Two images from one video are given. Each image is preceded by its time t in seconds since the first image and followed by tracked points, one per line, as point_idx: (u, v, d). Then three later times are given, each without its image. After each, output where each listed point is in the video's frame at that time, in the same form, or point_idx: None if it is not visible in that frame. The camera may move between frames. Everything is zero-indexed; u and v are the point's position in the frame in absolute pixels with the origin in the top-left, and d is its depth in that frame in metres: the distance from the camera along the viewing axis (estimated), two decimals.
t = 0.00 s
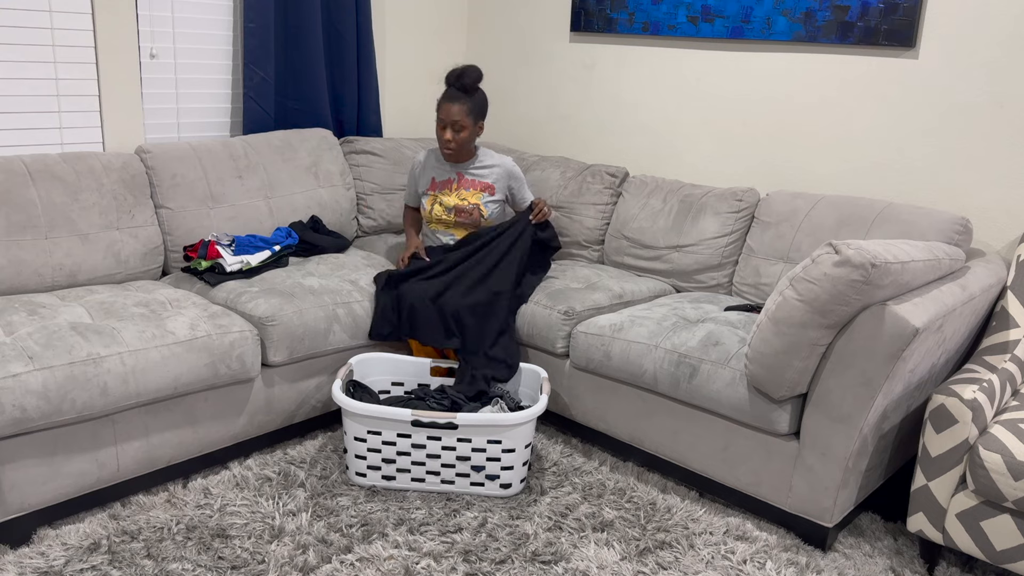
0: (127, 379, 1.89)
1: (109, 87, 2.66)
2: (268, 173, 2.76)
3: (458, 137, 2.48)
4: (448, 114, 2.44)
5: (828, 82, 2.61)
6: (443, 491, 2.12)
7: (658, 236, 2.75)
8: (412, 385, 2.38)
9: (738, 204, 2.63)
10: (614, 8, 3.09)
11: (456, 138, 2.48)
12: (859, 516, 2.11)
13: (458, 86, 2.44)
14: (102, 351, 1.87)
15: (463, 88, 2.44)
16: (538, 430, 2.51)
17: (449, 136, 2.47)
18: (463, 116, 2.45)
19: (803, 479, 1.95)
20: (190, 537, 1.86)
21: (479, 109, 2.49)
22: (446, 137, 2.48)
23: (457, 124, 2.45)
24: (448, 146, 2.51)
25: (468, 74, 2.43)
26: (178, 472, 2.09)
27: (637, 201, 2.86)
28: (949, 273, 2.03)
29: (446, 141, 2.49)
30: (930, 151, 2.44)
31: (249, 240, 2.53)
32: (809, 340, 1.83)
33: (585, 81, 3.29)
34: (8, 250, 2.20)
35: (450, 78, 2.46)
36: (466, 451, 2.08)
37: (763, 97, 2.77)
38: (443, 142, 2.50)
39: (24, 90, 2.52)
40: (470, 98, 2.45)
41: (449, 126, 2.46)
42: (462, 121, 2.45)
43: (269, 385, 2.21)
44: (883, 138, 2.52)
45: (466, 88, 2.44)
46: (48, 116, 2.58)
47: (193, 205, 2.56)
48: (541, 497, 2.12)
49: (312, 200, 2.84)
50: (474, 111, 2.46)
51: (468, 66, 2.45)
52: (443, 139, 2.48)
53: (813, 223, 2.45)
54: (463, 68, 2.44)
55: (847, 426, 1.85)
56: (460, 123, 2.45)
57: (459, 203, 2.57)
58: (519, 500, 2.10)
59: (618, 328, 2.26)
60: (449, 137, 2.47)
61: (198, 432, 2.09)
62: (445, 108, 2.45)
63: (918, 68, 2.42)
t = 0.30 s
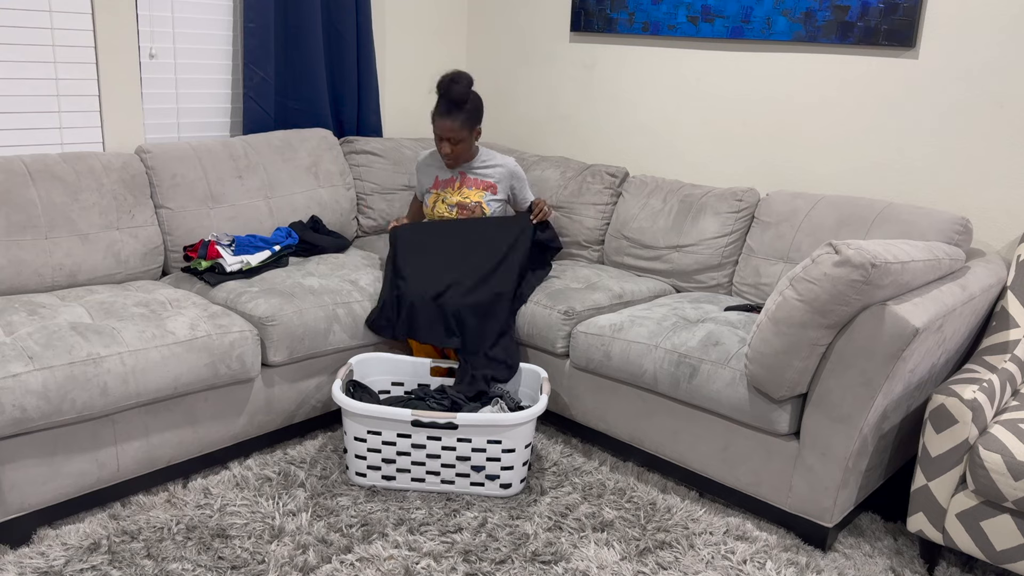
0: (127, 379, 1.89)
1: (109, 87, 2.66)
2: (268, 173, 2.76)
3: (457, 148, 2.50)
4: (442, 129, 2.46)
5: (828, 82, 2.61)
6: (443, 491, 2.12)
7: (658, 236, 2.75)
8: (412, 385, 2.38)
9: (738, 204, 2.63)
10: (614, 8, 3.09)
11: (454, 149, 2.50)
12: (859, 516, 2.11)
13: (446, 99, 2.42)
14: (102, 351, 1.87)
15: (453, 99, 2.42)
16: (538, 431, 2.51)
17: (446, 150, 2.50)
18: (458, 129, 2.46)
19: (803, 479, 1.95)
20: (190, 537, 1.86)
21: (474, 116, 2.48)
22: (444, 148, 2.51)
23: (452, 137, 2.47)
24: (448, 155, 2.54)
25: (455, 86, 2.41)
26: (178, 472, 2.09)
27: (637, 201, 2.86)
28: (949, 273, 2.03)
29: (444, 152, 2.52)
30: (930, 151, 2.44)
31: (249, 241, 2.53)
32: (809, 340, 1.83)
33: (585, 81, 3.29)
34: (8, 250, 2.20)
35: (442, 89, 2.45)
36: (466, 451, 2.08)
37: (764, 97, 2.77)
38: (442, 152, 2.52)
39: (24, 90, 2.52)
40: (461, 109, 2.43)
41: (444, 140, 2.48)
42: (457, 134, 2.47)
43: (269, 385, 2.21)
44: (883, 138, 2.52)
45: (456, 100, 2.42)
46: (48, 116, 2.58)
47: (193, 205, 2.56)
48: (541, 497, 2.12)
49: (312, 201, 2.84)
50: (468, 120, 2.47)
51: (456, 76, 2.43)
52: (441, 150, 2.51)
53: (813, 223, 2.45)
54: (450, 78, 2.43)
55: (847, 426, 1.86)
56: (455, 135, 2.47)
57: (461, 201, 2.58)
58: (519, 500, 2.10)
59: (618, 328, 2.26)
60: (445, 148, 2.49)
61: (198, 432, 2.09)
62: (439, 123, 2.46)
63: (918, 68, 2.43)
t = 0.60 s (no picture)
0: (127, 379, 1.89)
1: (109, 86, 2.66)
2: (268, 173, 2.76)
3: (462, 142, 2.51)
4: (451, 121, 2.46)
5: (828, 82, 2.61)
6: (443, 491, 2.12)
7: (658, 236, 2.75)
8: (412, 385, 2.38)
9: (738, 205, 2.63)
10: (614, 8, 3.09)
11: (461, 143, 2.50)
12: (859, 516, 2.11)
13: (453, 91, 2.45)
14: (102, 351, 1.87)
15: (458, 92, 2.45)
16: (538, 431, 2.51)
17: (453, 144, 2.49)
18: (465, 122, 2.47)
19: (803, 479, 1.95)
20: (190, 537, 1.86)
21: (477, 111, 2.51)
22: (450, 142, 2.50)
23: (460, 130, 2.47)
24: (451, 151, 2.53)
25: (461, 77, 2.44)
26: (178, 472, 2.09)
27: (637, 201, 2.86)
28: (949, 273, 2.03)
29: (448, 147, 2.51)
30: (930, 150, 2.44)
31: (249, 240, 2.53)
32: (809, 340, 1.83)
33: (585, 81, 3.29)
34: (8, 250, 2.20)
35: (443, 84, 2.47)
36: (466, 451, 2.08)
37: (764, 97, 2.77)
38: (446, 148, 2.51)
39: (23, 90, 2.51)
40: (466, 101, 2.46)
41: (451, 133, 2.48)
42: (465, 126, 2.48)
43: (269, 385, 2.21)
44: (883, 137, 2.52)
45: (461, 92, 2.45)
46: (48, 116, 2.58)
47: (193, 205, 2.56)
48: (541, 497, 2.12)
49: (312, 201, 2.84)
50: (473, 114, 2.49)
51: (458, 69, 2.45)
52: (447, 145, 2.49)
53: (813, 223, 2.45)
54: (453, 72, 2.45)
55: (847, 426, 1.85)
56: (463, 128, 2.47)
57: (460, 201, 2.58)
58: (519, 500, 2.10)
59: (618, 328, 2.26)
60: (452, 142, 2.49)
61: (198, 432, 2.09)
62: (445, 116, 2.47)
63: (918, 68, 2.43)
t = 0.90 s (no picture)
0: (127, 379, 1.89)
1: (109, 86, 2.66)
2: (267, 173, 2.76)
3: (463, 133, 2.44)
4: (457, 110, 2.40)
5: (828, 82, 2.61)
6: (443, 491, 2.12)
7: (658, 236, 2.75)
8: (412, 385, 2.38)
9: (738, 204, 2.63)
10: (614, 8, 3.08)
11: (463, 133, 2.44)
12: (859, 516, 2.11)
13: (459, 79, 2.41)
14: (102, 351, 1.87)
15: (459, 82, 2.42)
16: (538, 430, 2.51)
17: (458, 133, 2.42)
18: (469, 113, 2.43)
19: (803, 479, 1.95)
20: (190, 537, 1.86)
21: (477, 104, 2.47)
22: (452, 132, 2.43)
23: (465, 119, 2.42)
24: (450, 141, 2.45)
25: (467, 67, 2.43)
26: (177, 472, 2.09)
27: (637, 201, 2.86)
28: (949, 273, 2.03)
29: (449, 137, 2.44)
30: (929, 151, 2.44)
31: (249, 240, 2.53)
32: (809, 340, 1.83)
33: (585, 81, 3.29)
34: (8, 250, 2.20)
35: (446, 75, 2.43)
36: (466, 451, 2.08)
37: (764, 96, 2.77)
38: (447, 138, 2.44)
39: (24, 90, 2.52)
40: (468, 91, 2.43)
41: (455, 122, 2.41)
42: (469, 117, 2.43)
43: (269, 385, 2.21)
44: (882, 137, 2.52)
45: (464, 83, 2.42)
46: (48, 116, 2.58)
47: (193, 205, 2.56)
48: (540, 497, 2.12)
49: (312, 201, 2.84)
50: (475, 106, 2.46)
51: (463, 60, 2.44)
52: (449, 134, 2.42)
53: (813, 223, 2.45)
54: (458, 63, 2.44)
55: (847, 426, 1.85)
56: (467, 118, 2.42)
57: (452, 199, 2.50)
58: (519, 500, 2.10)
59: (618, 328, 2.26)
60: (455, 131, 2.42)
61: (199, 432, 2.09)
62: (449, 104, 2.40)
63: (918, 68, 2.42)
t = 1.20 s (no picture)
0: (127, 379, 1.89)
1: (109, 86, 2.66)
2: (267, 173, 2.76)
3: (475, 130, 2.49)
4: (469, 106, 2.46)
5: (828, 82, 2.61)
6: (443, 491, 2.12)
7: (658, 236, 2.75)
8: (412, 385, 2.38)
9: (738, 204, 2.63)
10: (614, 8, 3.08)
11: (475, 130, 2.49)
12: (859, 516, 2.11)
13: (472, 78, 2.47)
14: (102, 351, 1.87)
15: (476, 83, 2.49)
16: (538, 430, 2.51)
17: (469, 128, 2.47)
18: (481, 110, 2.48)
19: (803, 479, 1.95)
20: (190, 537, 1.86)
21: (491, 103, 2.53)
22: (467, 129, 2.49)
23: (476, 116, 2.47)
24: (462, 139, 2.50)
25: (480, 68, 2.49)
26: (177, 472, 2.09)
27: (637, 201, 2.86)
28: (949, 273, 2.03)
29: (461, 133, 2.49)
30: (930, 151, 2.44)
31: (249, 240, 2.53)
32: (809, 340, 1.83)
33: (585, 81, 3.29)
34: (8, 250, 2.20)
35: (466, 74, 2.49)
36: (466, 451, 2.08)
37: (764, 96, 2.77)
38: (458, 134, 2.49)
39: (24, 90, 2.51)
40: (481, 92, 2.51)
41: (467, 117, 2.47)
42: (481, 114, 2.48)
43: (269, 385, 2.21)
44: (882, 137, 2.52)
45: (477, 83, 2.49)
46: (48, 116, 2.58)
47: (193, 205, 2.56)
48: (540, 497, 2.12)
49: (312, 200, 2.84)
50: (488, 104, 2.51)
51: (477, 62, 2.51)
52: (460, 129, 2.48)
53: (813, 223, 2.45)
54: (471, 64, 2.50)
55: (847, 427, 1.85)
56: (478, 115, 2.48)
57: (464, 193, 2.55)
58: (519, 500, 2.10)
59: (618, 328, 2.26)
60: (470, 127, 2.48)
61: (199, 432, 2.09)
62: (462, 101, 2.46)
63: (918, 68, 2.43)
